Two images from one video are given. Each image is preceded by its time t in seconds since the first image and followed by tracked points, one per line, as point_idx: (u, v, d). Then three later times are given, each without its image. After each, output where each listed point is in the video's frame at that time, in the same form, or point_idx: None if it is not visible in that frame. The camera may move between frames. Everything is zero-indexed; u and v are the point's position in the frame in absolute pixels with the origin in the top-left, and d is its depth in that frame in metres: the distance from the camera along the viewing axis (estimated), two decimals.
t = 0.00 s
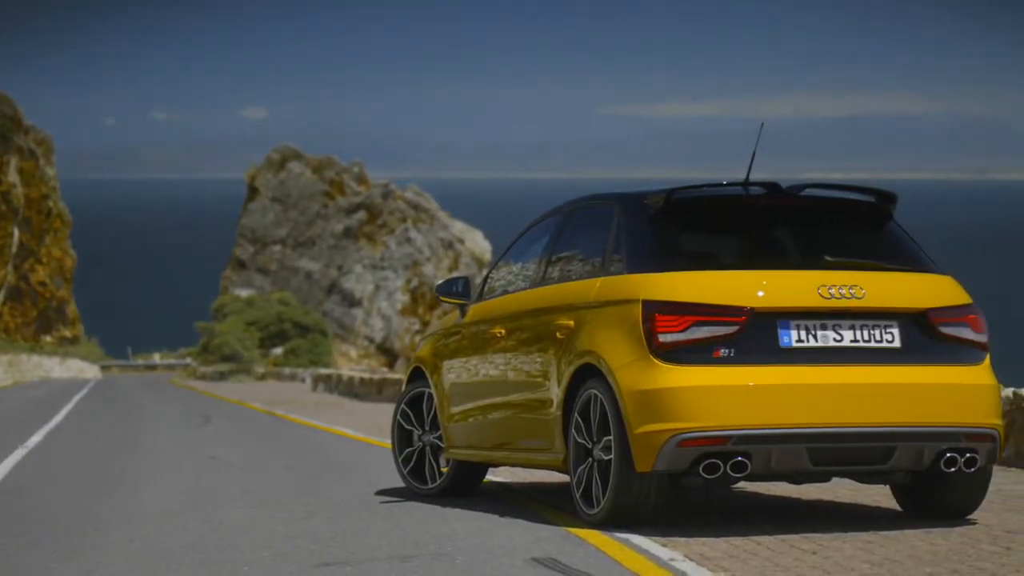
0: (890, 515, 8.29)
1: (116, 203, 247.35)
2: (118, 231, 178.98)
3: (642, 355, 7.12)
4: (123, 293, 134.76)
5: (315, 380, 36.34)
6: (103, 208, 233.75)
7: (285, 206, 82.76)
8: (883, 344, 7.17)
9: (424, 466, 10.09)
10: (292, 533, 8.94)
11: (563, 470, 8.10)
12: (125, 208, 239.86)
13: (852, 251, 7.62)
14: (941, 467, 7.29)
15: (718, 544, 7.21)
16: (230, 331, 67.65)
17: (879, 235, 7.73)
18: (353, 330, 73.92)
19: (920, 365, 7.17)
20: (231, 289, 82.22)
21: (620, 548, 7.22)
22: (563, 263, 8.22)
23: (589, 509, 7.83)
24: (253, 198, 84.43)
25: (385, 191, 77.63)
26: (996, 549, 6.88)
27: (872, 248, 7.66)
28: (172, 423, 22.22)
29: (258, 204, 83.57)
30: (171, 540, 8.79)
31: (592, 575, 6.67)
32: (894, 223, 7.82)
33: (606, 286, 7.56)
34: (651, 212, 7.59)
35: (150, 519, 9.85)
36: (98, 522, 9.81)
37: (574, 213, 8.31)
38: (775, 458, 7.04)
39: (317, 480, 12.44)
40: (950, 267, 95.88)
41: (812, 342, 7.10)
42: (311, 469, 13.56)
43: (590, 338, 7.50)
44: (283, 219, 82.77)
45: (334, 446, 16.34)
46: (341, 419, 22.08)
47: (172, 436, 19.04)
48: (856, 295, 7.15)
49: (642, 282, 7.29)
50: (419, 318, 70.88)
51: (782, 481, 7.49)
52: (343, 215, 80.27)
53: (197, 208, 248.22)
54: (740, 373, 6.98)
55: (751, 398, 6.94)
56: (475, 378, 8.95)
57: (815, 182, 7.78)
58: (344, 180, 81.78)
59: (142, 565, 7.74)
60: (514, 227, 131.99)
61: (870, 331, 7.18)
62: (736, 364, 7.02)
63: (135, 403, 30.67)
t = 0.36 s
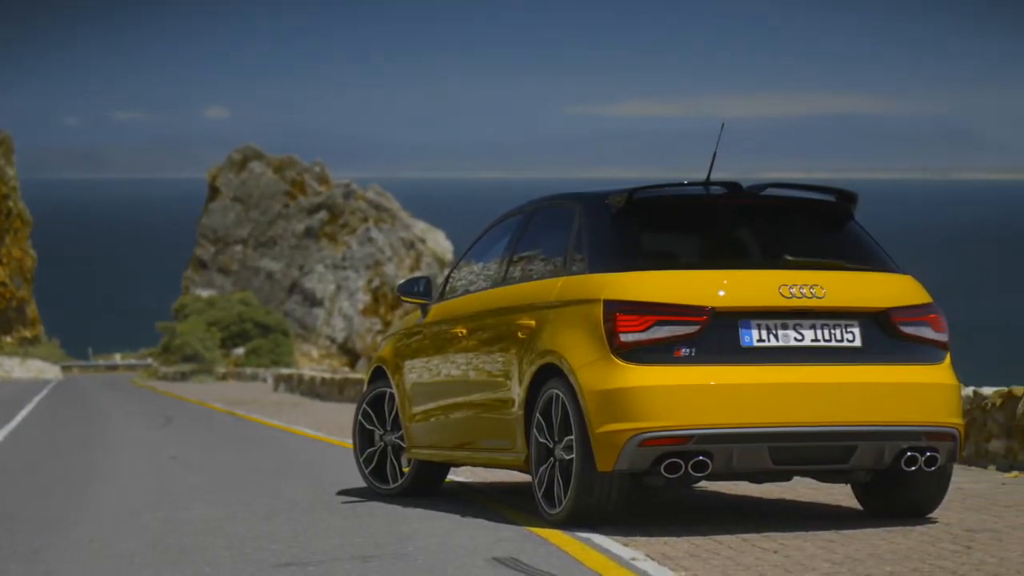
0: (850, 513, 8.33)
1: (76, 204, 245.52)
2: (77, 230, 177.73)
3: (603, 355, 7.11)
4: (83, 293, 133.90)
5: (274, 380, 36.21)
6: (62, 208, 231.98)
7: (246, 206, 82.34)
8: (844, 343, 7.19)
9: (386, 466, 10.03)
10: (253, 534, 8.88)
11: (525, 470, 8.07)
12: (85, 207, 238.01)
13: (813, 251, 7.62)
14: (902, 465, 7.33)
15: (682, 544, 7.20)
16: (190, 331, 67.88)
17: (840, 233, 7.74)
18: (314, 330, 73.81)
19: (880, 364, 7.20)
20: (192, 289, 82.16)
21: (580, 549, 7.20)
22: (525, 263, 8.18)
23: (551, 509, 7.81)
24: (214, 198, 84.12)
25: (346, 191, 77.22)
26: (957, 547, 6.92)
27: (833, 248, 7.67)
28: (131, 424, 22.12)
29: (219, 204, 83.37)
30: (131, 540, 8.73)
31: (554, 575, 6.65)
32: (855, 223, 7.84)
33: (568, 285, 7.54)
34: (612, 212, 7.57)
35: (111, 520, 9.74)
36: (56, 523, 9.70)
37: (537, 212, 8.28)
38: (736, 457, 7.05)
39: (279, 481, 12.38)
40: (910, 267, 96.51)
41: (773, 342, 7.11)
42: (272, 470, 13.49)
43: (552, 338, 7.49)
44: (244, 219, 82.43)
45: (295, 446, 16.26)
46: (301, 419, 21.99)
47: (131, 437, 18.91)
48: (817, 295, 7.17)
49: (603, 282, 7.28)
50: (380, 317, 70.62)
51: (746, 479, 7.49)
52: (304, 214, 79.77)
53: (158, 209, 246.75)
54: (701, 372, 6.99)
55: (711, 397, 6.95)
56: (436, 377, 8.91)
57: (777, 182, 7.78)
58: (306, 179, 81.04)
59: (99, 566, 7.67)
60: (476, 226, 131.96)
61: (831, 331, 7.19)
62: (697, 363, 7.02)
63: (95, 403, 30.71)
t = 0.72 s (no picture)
0: (824, 511, 8.34)
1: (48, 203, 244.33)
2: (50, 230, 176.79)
3: (578, 354, 7.10)
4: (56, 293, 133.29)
5: (249, 380, 36.11)
6: (34, 208, 230.81)
7: (220, 206, 81.76)
8: (816, 342, 7.21)
9: (360, 466, 10.00)
10: (226, 534, 8.84)
11: (499, 470, 8.06)
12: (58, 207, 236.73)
13: (786, 250, 7.63)
14: (875, 465, 7.36)
15: (654, 543, 7.21)
16: (165, 332, 67.68)
17: (813, 233, 7.76)
18: (288, 329, 73.73)
19: (854, 364, 7.22)
20: (166, 289, 82.06)
21: (555, 548, 7.18)
22: (498, 263, 8.17)
23: (525, 509, 7.80)
24: (188, 198, 83.64)
25: (320, 190, 76.80)
26: (929, 546, 6.95)
27: (806, 247, 7.67)
28: (105, 423, 22.07)
29: (193, 204, 82.82)
30: (105, 540, 8.68)
31: (527, 574, 6.64)
32: (828, 222, 7.86)
33: (542, 285, 7.52)
34: (586, 212, 7.57)
35: (83, 520, 9.69)
36: (30, 523, 9.65)
37: (510, 211, 8.27)
38: (709, 456, 7.05)
39: (254, 480, 12.34)
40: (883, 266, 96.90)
41: (745, 342, 7.12)
42: (249, 469, 13.45)
43: (526, 337, 7.47)
44: (219, 219, 81.97)
45: (269, 446, 16.23)
46: (277, 419, 21.96)
47: (107, 437, 18.85)
48: (790, 295, 7.18)
49: (575, 281, 7.27)
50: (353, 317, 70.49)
51: (718, 480, 7.50)
52: (278, 215, 79.40)
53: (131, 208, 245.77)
54: (674, 371, 6.99)
55: (685, 396, 6.95)
56: (410, 378, 8.89)
57: (751, 181, 7.79)
58: (279, 179, 80.37)
59: (71, 567, 7.63)
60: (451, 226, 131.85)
61: (804, 329, 7.20)
62: (670, 362, 7.02)
63: (71, 403, 30.69)
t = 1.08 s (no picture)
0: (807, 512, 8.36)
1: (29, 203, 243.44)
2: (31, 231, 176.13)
3: (562, 354, 7.10)
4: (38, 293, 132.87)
5: (232, 380, 36.01)
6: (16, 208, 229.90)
7: (203, 206, 81.54)
8: (800, 341, 7.21)
9: (343, 465, 9.97)
10: (210, 534, 8.81)
11: (482, 470, 8.05)
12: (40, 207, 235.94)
13: (770, 250, 7.63)
14: (859, 464, 7.38)
15: (638, 543, 7.21)
16: (148, 332, 67.27)
17: (796, 233, 7.76)
18: (272, 329, 73.75)
19: (838, 364, 7.23)
20: (149, 289, 81.99)
21: (538, 548, 7.18)
22: (481, 264, 8.15)
23: (508, 509, 7.78)
24: (171, 198, 83.36)
25: (303, 190, 76.56)
26: (913, 545, 6.96)
27: (790, 247, 7.68)
28: (88, 424, 22.06)
29: (176, 204, 82.53)
30: (89, 540, 8.64)
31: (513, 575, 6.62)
32: (811, 221, 7.87)
33: (525, 284, 7.52)
34: (570, 212, 7.57)
35: (67, 521, 9.65)
36: (14, 524, 9.60)
37: (493, 212, 8.26)
38: (693, 456, 7.05)
39: (237, 480, 12.31)
40: (867, 266, 97.05)
41: (729, 340, 7.12)
42: (233, 470, 13.43)
43: (509, 337, 7.46)
44: (202, 219, 81.77)
45: (253, 446, 16.20)
46: (260, 418, 21.96)
47: (89, 437, 18.81)
48: (773, 294, 7.19)
49: (559, 281, 7.27)
50: (339, 318, 69.96)
51: (702, 480, 7.49)
52: (262, 215, 79.21)
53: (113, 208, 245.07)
54: (658, 371, 6.98)
55: (668, 396, 6.95)
56: (394, 377, 8.86)
57: (737, 181, 7.80)
58: (263, 179, 80.30)
59: (54, 568, 7.59)
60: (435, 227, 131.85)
61: (788, 330, 7.21)
62: (654, 362, 7.02)
63: (54, 403, 30.68)
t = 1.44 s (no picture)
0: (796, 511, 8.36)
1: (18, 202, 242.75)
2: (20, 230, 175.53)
3: (551, 354, 7.09)
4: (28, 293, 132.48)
5: (223, 380, 35.83)
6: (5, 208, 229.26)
7: (193, 206, 81.14)
8: (790, 341, 7.22)
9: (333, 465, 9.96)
10: (201, 534, 8.78)
11: (473, 469, 8.04)
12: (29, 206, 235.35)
13: (761, 249, 7.62)
14: (848, 464, 7.38)
15: (628, 542, 7.21)
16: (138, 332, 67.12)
17: (786, 233, 7.76)
18: (262, 329, 73.75)
19: (828, 363, 7.23)
20: (139, 289, 81.98)
21: (529, 548, 7.17)
22: (472, 263, 8.14)
23: (498, 509, 7.77)
24: (161, 198, 83.09)
25: (294, 190, 76.04)
26: (902, 545, 6.95)
27: (781, 247, 7.68)
28: (77, 423, 22.01)
29: (166, 204, 82.31)
30: (79, 540, 8.61)
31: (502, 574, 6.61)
32: (801, 221, 7.87)
33: (514, 284, 7.51)
34: (561, 211, 7.57)
35: (58, 521, 9.61)
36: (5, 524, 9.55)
37: (483, 211, 8.26)
38: (682, 455, 7.06)
39: (227, 480, 12.28)
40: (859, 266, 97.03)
41: (719, 340, 7.12)
42: (223, 469, 13.40)
43: (498, 337, 7.46)
44: (192, 218, 81.45)
45: (243, 446, 16.16)
46: (250, 418, 21.93)
47: (78, 437, 18.75)
48: (763, 294, 7.18)
49: (548, 282, 7.26)
50: (328, 317, 70.21)
51: (692, 479, 7.48)
52: (252, 214, 78.96)
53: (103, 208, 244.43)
54: (648, 371, 6.98)
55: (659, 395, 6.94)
56: (385, 377, 8.85)
57: (728, 181, 7.79)
58: (253, 179, 79.30)
59: (43, 568, 7.56)
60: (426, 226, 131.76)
61: (778, 329, 7.21)
62: (644, 361, 7.02)
63: (43, 403, 30.66)
